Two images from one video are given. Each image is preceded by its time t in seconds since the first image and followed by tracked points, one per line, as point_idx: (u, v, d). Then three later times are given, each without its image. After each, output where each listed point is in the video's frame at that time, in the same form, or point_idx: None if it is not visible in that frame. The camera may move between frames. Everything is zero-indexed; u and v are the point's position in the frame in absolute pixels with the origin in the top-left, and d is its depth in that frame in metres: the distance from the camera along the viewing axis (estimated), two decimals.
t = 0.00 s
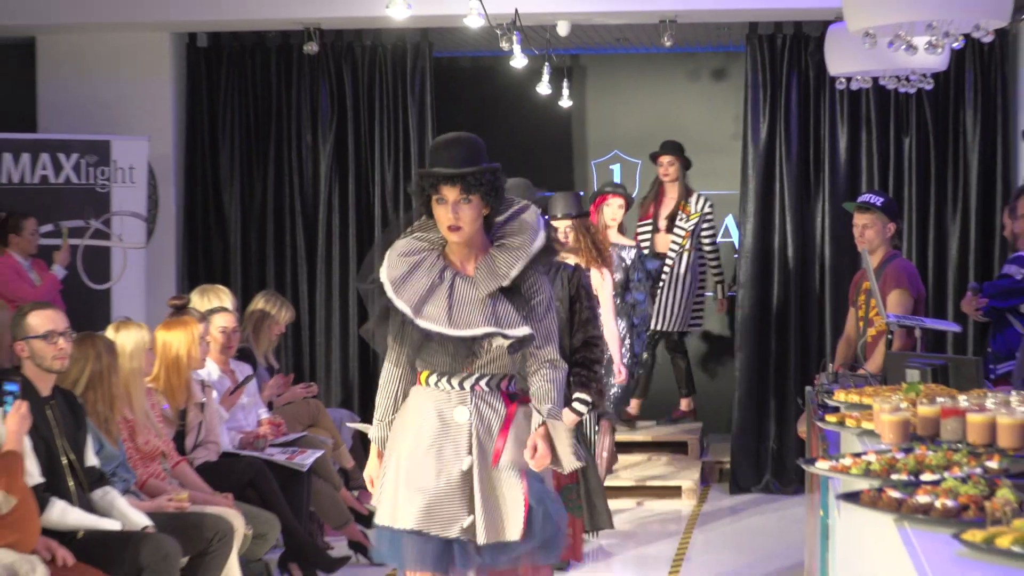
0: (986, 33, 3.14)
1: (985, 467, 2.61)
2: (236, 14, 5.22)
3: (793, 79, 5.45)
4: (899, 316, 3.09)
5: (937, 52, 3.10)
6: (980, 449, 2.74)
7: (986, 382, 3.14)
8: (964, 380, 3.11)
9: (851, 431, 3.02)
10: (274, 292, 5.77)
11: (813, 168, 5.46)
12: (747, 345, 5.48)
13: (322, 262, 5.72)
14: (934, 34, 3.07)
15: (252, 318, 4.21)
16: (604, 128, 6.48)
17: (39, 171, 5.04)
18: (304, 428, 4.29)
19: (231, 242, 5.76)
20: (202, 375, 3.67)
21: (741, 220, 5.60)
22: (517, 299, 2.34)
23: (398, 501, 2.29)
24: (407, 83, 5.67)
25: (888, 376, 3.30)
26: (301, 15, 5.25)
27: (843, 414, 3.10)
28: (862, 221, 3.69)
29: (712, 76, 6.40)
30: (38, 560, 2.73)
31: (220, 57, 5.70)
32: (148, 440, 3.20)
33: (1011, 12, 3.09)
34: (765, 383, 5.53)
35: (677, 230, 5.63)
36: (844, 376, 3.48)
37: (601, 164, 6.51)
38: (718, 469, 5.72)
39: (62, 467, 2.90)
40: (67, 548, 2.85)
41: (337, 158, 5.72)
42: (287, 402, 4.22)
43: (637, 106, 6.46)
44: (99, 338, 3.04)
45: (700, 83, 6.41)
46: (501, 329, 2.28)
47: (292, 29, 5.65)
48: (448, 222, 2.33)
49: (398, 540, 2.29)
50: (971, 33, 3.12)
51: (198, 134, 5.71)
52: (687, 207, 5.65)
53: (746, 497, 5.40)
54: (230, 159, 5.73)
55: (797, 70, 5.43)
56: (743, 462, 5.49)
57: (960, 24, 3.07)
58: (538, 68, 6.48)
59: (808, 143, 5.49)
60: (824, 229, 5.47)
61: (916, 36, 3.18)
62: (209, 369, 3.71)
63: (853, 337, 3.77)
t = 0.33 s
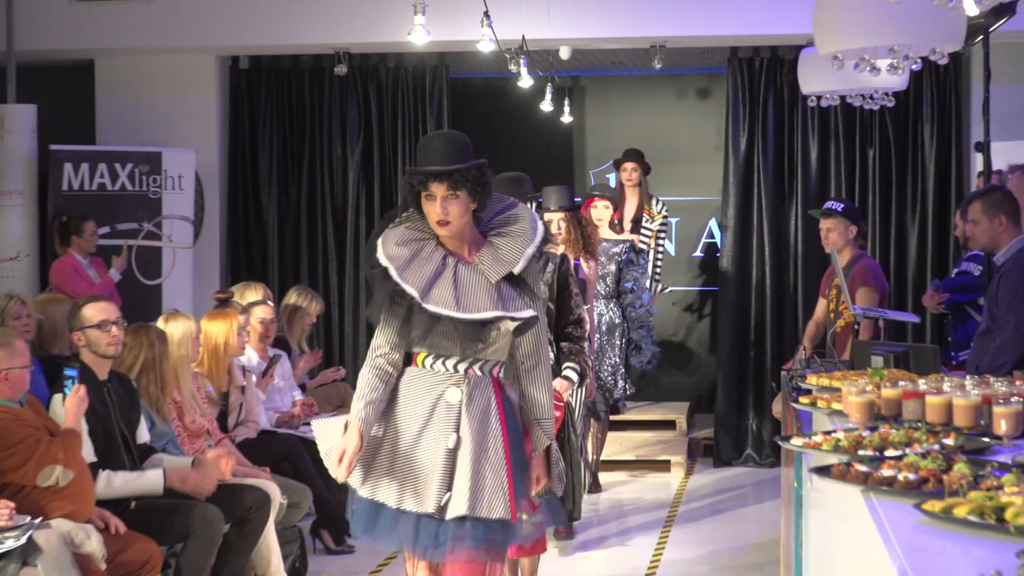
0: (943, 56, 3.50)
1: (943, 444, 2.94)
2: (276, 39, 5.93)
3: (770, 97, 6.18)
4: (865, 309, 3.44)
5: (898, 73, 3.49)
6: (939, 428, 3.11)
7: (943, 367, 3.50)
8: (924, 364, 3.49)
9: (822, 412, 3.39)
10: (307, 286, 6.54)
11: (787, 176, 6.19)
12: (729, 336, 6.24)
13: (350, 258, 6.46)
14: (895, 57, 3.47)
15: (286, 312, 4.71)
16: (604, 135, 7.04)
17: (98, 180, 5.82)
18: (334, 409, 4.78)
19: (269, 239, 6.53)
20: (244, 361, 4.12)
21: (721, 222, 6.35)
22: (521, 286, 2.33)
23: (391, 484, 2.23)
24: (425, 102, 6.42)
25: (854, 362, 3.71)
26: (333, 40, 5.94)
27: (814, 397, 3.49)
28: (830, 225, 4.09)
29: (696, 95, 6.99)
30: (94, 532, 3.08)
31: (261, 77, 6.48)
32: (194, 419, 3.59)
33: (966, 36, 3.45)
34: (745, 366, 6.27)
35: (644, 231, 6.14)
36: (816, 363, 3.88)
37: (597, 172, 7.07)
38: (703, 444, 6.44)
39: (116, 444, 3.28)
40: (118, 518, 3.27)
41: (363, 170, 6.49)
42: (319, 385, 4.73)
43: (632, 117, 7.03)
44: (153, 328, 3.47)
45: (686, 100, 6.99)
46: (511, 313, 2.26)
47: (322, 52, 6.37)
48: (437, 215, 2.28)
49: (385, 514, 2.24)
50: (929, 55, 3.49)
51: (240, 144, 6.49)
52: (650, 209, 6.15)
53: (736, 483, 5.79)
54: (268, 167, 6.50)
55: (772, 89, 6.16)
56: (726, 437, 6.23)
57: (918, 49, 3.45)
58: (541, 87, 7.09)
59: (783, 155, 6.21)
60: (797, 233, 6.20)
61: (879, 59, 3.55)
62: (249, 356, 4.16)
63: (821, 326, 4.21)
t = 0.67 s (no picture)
0: (917, 69, 3.76)
1: (919, 430, 3.20)
2: (297, 53, 6.39)
3: (756, 106, 6.64)
4: (844, 303, 3.72)
5: (875, 85, 3.76)
6: (913, 414, 3.37)
7: (918, 357, 3.77)
8: (899, 354, 3.76)
9: (805, 399, 3.65)
10: (328, 283, 7.05)
11: (772, 180, 6.64)
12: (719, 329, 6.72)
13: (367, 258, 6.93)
14: (873, 70, 3.74)
15: (307, 304, 5.04)
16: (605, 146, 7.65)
17: (134, 184, 6.33)
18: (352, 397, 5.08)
19: (292, 239, 7.03)
20: (268, 351, 4.42)
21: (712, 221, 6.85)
22: (480, 293, 2.36)
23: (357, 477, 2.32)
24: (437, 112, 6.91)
25: (836, 353, 3.95)
26: (351, 55, 6.40)
27: (798, 384, 3.75)
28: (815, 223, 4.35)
29: (688, 105, 7.60)
30: (127, 510, 3.37)
31: (285, 89, 6.95)
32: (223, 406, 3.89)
33: (938, 51, 3.71)
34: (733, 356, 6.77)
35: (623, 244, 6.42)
36: (798, 352, 4.16)
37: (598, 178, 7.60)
38: (694, 429, 7.01)
39: (151, 427, 3.58)
40: (151, 498, 3.56)
41: (379, 175, 6.98)
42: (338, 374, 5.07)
43: (626, 129, 7.63)
44: (184, 321, 3.75)
45: (679, 110, 7.60)
46: (450, 316, 2.31)
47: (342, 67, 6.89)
48: (415, 220, 2.36)
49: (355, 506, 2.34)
50: (904, 68, 3.74)
51: (263, 154, 6.98)
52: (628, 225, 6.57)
53: (726, 475, 6.05)
54: (291, 172, 6.99)
55: (758, 100, 6.63)
56: (715, 423, 6.76)
57: (894, 62, 3.72)
58: (545, 98, 7.72)
59: (769, 161, 6.66)
60: (781, 228, 6.65)
61: (857, 70, 3.82)
62: (273, 346, 4.46)
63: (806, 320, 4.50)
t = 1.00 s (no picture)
0: (878, 88, 4.26)
1: (880, 408, 3.67)
2: (330, 76, 7.26)
3: (736, 122, 7.56)
4: (816, 296, 4.25)
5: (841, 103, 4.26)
6: (876, 394, 3.83)
7: (880, 344, 4.26)
8: (863, 340, 4.26)
9: (779, 379, 4.16)
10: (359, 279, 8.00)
11: (750, 189, 7.57)
12: (701, 317, 7.65)
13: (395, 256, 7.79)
14: (839, 89, 4.24)
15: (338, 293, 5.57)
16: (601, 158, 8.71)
17: (188, 191, 7.07)
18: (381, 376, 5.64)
19: (328, 240, 7.91)
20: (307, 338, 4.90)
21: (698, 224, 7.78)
22: (417, 292, 2.48)
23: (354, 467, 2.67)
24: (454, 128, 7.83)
25: (806, 339, 4.50)
26: (377, 76, 7.26)
27: (773, 367, 4.25)
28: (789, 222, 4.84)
29: (676, 122, 8.61)
30: (180, 479, 3.90)
31: (321, 106, 7.84)
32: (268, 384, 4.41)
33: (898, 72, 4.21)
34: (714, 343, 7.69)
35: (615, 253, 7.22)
36: (773, 338, 4.66)
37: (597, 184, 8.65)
38: (681, 406, 7.91)
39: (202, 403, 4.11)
40: (202, 468, 4.08)
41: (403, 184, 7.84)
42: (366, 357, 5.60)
43: (620, 142, 8.68)
44: (233, 312, 4.25)
45: (667, 126, 8.62)
46: (366, 314, 2.49)
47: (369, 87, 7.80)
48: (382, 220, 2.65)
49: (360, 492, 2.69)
50: (867, 88, 4.24)
51: (300, 162, 7.88)
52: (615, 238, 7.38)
53: (713, 458, 6.53)
54: (326, 181, 7.88)
55: (738, 116, 7.55)
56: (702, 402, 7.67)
57: (858, 83, 4.22)
58: (551, 115, 8.70)
59: (747, 168, 7.59)
60: (759, 231, 7.57)
61: (826, 90, 4.32)
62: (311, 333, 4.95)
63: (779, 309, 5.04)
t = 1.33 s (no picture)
0: (840, 109, 4.88)
1: (842, 384, 4.30)
2: (367, 99, 8.66)
3: (717, 140, 8.82)
4: (786, 289, 4.92)
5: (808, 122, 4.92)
6: (838, 374, 4.43)
7: (842, 331, 4.91)
8: (827, 328, 4.88)
9: (754, 360, 4.81)
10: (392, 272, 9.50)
11: (729, 195, 8.82)
12: (686, 308, 8.95)
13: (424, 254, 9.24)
14: (807, 110, 4.89)
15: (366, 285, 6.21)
16: (599, 169, 10.10)
17: (242, 198, 8.37)
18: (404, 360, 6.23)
19: (363, 243, 9.18)
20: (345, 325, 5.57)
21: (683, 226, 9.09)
22: (398, 290, 3.03)
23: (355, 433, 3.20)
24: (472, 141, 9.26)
25: (777, 325, 5.17)
26: (406, 98, 8.65)
27: (748, 350, 4.91)
28: (765, 226, 5.50)
29: (665, 138, 10.02)
30: (235, 447, 4.49)
31: (358, 125, 9.23)
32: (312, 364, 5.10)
33: (856, 94, 4.82)
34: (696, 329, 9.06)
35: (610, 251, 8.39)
36: (749, 326, 5.30)
37: (595, 192, 10.12)
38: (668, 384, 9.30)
39: (255, 381, 4.76)
40: (254, 438, 4.73)
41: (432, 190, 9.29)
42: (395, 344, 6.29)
43: (617, 155, 10.08)
44: (280, 302, 4.95)
45: (657, 141, 10.02)
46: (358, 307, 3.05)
47: (400, 108, 9.16)
48: (383, 221, 3.20)
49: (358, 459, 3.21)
50: (830, 109, 4.88)
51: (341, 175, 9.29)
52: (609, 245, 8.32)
53: (700, 438, 7.19)
54: (361, 186, 9.20)
55: (718, 135, 8.81)
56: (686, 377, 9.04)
57: (823, 104, 4.85)
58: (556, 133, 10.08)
59: (725, 178, 8.83)
60: (736, 232, 8.76)
61: (794, 111, 4.98)
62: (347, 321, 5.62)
63: (755, 300, 5.75)
